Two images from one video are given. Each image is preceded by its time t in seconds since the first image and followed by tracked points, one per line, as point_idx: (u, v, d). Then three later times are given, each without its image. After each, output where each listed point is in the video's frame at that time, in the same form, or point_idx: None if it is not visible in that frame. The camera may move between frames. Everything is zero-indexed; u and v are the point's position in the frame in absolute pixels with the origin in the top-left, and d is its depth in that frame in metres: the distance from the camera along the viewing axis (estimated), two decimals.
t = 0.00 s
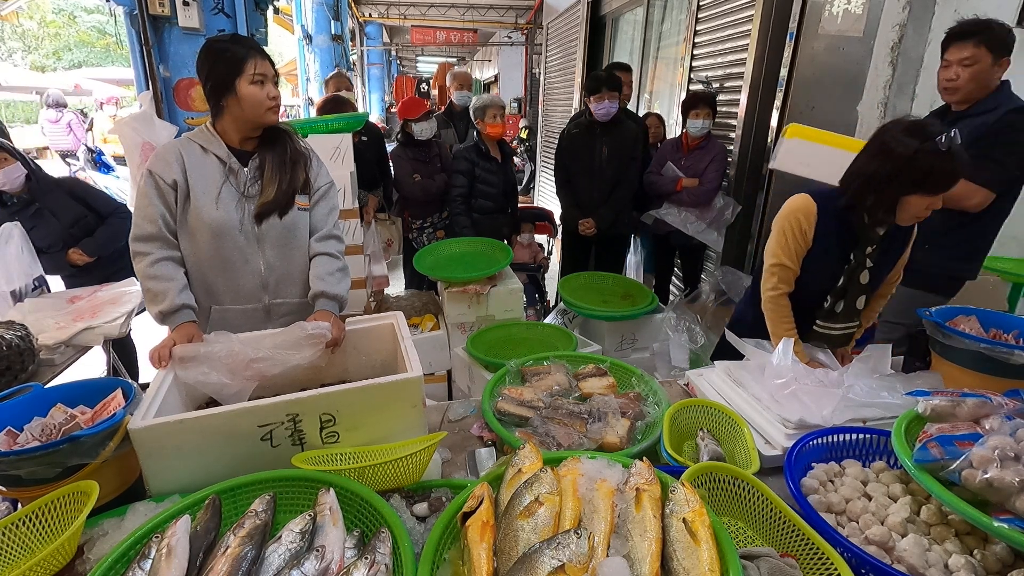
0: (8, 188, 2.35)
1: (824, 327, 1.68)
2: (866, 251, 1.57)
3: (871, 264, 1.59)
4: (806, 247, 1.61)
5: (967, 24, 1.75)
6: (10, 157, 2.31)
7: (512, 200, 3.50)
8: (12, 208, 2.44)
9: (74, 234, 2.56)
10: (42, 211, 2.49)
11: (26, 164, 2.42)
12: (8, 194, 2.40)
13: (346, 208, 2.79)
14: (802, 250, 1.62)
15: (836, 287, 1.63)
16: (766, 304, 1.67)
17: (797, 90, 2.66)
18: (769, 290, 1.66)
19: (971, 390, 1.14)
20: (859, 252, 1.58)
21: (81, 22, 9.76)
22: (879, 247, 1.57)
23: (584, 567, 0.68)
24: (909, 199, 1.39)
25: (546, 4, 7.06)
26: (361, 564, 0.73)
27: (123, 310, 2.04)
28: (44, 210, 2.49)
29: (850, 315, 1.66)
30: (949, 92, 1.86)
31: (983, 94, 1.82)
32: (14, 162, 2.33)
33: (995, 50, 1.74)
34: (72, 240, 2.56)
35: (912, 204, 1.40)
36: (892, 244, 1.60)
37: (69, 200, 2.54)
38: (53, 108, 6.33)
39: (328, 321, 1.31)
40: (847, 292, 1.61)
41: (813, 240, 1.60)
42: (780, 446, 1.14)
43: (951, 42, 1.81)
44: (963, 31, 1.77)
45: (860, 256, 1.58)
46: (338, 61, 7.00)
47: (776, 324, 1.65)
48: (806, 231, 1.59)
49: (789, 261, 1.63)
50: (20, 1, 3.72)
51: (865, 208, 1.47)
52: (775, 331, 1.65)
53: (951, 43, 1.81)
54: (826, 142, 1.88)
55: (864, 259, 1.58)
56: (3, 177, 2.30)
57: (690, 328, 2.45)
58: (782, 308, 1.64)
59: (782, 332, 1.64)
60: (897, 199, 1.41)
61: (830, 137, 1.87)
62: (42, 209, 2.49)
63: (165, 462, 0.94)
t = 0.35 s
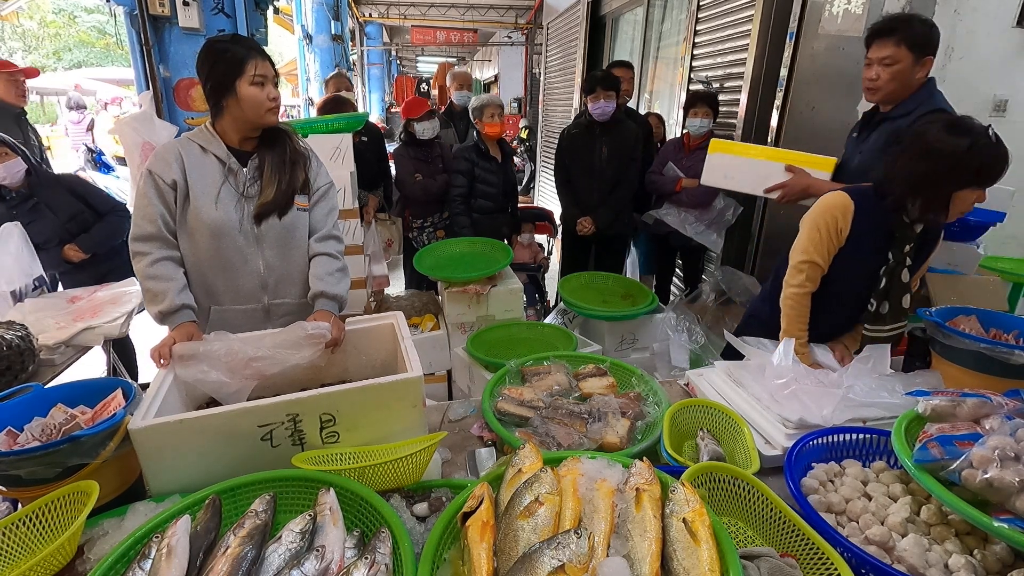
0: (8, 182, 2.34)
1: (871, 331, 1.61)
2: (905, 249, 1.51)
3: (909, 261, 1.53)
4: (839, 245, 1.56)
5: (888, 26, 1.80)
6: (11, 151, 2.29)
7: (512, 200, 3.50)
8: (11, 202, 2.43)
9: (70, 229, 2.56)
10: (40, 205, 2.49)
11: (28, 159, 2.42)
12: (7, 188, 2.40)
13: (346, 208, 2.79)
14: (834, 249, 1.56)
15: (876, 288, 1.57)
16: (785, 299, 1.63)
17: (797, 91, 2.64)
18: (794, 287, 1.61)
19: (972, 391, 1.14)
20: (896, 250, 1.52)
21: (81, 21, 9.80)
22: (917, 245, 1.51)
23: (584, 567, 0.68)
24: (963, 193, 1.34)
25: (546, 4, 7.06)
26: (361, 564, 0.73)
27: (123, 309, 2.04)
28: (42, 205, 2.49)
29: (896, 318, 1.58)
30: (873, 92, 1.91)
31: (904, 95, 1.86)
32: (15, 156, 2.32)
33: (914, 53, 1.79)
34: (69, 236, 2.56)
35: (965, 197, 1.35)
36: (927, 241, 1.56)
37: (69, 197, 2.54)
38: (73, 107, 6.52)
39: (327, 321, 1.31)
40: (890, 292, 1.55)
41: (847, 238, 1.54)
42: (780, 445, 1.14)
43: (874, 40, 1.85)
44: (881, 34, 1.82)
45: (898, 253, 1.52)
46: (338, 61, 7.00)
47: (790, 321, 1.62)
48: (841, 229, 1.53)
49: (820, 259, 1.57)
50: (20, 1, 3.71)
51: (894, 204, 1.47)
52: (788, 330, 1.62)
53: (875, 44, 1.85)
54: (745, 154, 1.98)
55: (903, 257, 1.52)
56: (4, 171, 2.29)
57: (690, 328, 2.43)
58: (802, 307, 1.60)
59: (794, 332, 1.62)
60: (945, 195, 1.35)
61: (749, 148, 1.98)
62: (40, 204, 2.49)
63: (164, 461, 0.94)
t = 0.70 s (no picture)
0: (9, 178, 2.35)
1: (878, 324, 1.62)
2: (917, 243, 1.52)
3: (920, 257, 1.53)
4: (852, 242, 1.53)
5: (817, 31, 1.73)
6: (12, 148, 2.31)
7: (512, 200, 3.50)
8: (10, 199, 2.44)
9: (67, 226, 2.56)
10: (38, 202, 2.50)
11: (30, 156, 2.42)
12: (7, 184, 2.40)
13: (346, 208, 2.79)
14: (846, 247, 1.53)
15: (889, 282, 1.56)
16: (795, 297, 1.57)
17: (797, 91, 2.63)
18: (805, 287, 1.56)
19: (972, 391, 1.14)
20: (908, 245, 1.52)
21: (81, 22, 9.83)
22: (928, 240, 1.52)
23: (584, 567, 0.68)
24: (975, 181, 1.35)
25: (546, 4, 7.07)
26: (361, 564, 0.73)
27: (123, 309, 2.04)
28: (40, 201, 2.50)
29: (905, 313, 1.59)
30: (803, 97, 1.85)
31: (833, 101, 1.81)
32: (16, 153, 2.33)
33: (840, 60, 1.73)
34: (65, 234, 2.57)
35: (978, 186, 1.36)
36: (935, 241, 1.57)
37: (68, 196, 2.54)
38: (96, 109, 6.76)
39: (327, 321, 1.31)
40: (901, 287, 1.56)
41: (859, 235, 1.52)
42: (780, 446, 1.14)
43: (803, 44, 1.78)
44: (809, 39, 1.76)
45: (911, 248, 1.52)
46: (338, 61, 7.01)
47: (796, 321, 1.57)
48: (854, 227, 1.51)
49: (833, 257, 1.53)
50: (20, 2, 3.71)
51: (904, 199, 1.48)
52: (794, 330, 1.58)
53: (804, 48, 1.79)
54: (678, 161, 1.98)
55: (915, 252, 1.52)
56: (5, 168, 2.30)
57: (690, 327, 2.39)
58: (812, 306, 1.55)
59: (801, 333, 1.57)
60: (960, 184, 1.36)
61: (682, 155, 1.96)
62: (39, 200, 2.50)
63: (165, 461, 0.94)
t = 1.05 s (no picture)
0: (14, 176, 2.37)
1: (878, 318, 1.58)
2: (904, 237, 1.50)
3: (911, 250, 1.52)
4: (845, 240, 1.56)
5: (762, 48, 1.67)
6: (15, 146, 2.34)
7: (512, 200, 3.50)
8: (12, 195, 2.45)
9: (66, 224, 2.56)
10: (39, 199, 2.49)
11: (34, 153, 2.44)
12: (9, 181, 2.42)
13: (346, 208, 2.79)
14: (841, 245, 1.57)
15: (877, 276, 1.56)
16: (797, 300, 1.58)
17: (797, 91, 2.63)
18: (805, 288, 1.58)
19: (972, 391, 1.14)
20: (895, 239, 1.52)
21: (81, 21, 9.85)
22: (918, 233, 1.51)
23: (584, 567, 0.68)
24: (907, 162, 1.42)
25: (546, 4, 7.06)
26: (361, 564, 0.73)
27: (123, 309, 2.04)
28: (42, 198, 2.50)
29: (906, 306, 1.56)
30: (744, 113, 1.82)
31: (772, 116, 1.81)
32: (20, 151, 2.36)
33: (778, 80, 1.71)
34: (64, 230, 2.56)
35: (911, 169, 1.41)
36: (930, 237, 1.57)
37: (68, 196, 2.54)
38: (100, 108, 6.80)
39: (327, 321, 1.31)
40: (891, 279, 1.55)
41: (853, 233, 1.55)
42: (780, 446, 1.14)
43: (745, 57, 1.73)
44: (752, 55, 1.71)
45: (899, 243, 1.51)
46: (338, 61, 7.01)
47: (797, 321, 1.59)
48: (847, 226, 1.54)
49: (832, 257, 1.56)
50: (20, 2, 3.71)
51: (879, 191, 1.51)
52: (794, 330, 1.59)
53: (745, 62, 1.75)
54: (617, 178, 1.79)
55: (904, 247, 1.51)
56: (9, 166, 2.32)
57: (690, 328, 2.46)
58: (815, 307, 1.56)
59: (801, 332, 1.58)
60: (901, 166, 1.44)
61: (622, 172, 1.78)
62: (41, 197, 2.50)
63: (168, 461, 0.95)
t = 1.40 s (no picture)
0: (18, 173, 2.35)
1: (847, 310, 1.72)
2: (873, 231, 1.63)
3: (881, 245, 1.64)
4: (825, 238, 1.68)
5: (681, 54, 1.46)
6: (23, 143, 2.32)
7: (513, 200, 3.49)
8: (19, 191, 2.45)
9: (68, 222, 2.57)
10: (44, 195, 2.49)
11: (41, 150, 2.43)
12: (15, 176, 2.42)
13: (346, 208, 2.79)
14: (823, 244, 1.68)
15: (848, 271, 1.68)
16: (789, 298, 1.69)
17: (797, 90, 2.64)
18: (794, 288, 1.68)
19: (972, 391, 1.13)
20: (865, 235, 1.64)
21: (81, 21, 9.86)
22: (889, 228, 1.62)
23: (584, 567, 0.68)
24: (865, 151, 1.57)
25: (546, 4, 7.06)
26: (361, 564, 0.73)
27: (123, 309, 2.04)
28: (46, 194, 2.49)
29: (872, 298, 1.69)
30: (676, 121, 1.63)
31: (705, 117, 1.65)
32: (27, 148, 2.34)
33: (705, 82, 1.53)
34: (68, 229, 2.57)
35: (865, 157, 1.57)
36: (919, 229, 1.62)
37: (68, 195, 2.54)
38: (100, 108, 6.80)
39: (327, 321, 1.31)
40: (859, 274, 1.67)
41: (829, 231, 1.67)
42: (780, 446, 1.14)
43: (663, 64, 1.53)
44: (670, 61, 1.50)
45: (867, 238, 1.63)
46: (338, 61, 7.01)
47: (794, 319, 1.66)
48: (825, 225, 1.66)
49: (817, 256, 1.68)
50: (20, 2, 3.71)
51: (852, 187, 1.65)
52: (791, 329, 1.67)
53: (667, 68, 1.52)
54: (575, 259, 1.27)
55: (873, 241, 1.63)
56: (16, 162, 2.31)
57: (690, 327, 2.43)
58: (807, 303, 1.65)
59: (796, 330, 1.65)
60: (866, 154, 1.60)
61: (578, 250, 1.27)
62: (45, 194, 2.49)
63: (168, 461, 0.95)
